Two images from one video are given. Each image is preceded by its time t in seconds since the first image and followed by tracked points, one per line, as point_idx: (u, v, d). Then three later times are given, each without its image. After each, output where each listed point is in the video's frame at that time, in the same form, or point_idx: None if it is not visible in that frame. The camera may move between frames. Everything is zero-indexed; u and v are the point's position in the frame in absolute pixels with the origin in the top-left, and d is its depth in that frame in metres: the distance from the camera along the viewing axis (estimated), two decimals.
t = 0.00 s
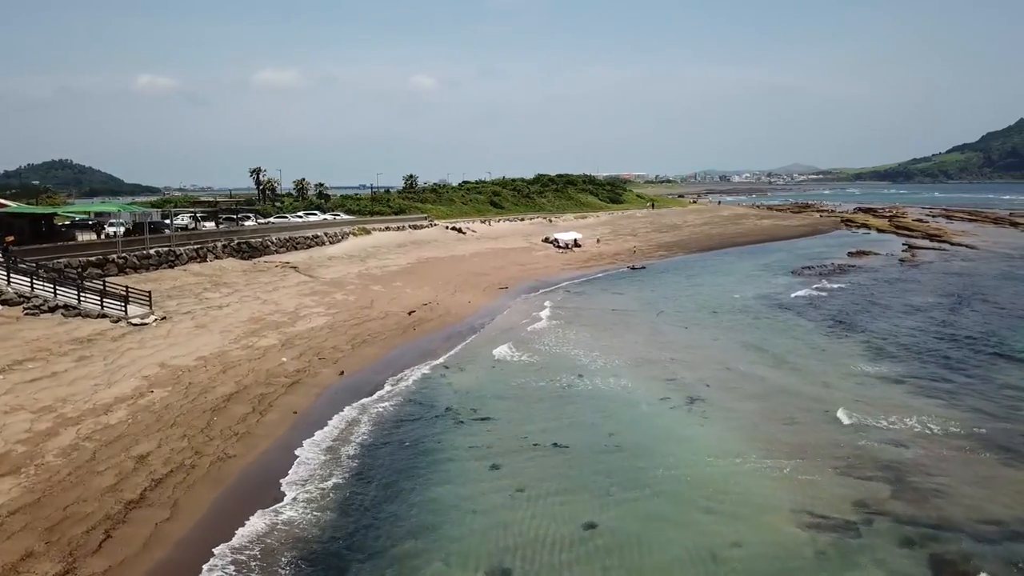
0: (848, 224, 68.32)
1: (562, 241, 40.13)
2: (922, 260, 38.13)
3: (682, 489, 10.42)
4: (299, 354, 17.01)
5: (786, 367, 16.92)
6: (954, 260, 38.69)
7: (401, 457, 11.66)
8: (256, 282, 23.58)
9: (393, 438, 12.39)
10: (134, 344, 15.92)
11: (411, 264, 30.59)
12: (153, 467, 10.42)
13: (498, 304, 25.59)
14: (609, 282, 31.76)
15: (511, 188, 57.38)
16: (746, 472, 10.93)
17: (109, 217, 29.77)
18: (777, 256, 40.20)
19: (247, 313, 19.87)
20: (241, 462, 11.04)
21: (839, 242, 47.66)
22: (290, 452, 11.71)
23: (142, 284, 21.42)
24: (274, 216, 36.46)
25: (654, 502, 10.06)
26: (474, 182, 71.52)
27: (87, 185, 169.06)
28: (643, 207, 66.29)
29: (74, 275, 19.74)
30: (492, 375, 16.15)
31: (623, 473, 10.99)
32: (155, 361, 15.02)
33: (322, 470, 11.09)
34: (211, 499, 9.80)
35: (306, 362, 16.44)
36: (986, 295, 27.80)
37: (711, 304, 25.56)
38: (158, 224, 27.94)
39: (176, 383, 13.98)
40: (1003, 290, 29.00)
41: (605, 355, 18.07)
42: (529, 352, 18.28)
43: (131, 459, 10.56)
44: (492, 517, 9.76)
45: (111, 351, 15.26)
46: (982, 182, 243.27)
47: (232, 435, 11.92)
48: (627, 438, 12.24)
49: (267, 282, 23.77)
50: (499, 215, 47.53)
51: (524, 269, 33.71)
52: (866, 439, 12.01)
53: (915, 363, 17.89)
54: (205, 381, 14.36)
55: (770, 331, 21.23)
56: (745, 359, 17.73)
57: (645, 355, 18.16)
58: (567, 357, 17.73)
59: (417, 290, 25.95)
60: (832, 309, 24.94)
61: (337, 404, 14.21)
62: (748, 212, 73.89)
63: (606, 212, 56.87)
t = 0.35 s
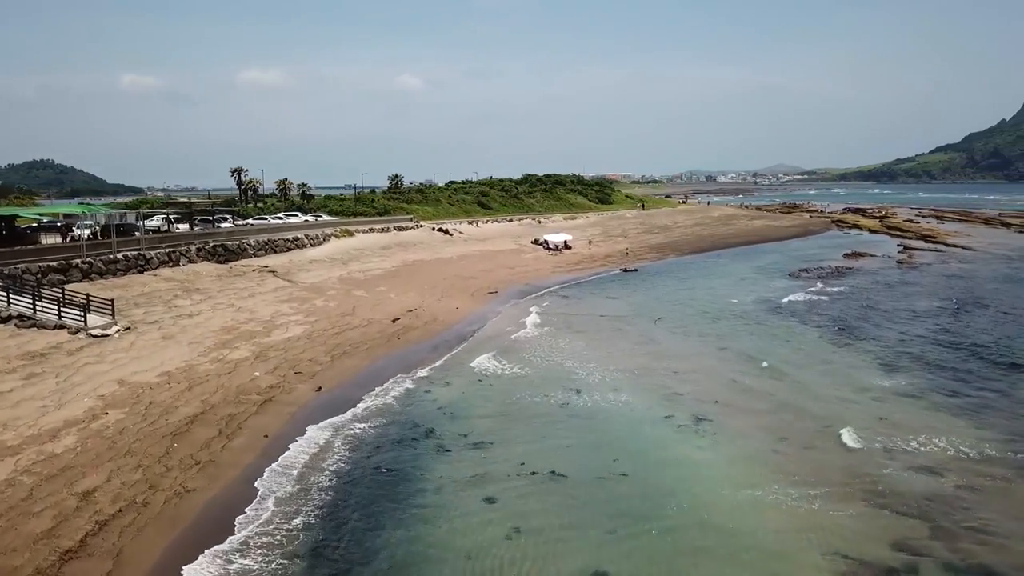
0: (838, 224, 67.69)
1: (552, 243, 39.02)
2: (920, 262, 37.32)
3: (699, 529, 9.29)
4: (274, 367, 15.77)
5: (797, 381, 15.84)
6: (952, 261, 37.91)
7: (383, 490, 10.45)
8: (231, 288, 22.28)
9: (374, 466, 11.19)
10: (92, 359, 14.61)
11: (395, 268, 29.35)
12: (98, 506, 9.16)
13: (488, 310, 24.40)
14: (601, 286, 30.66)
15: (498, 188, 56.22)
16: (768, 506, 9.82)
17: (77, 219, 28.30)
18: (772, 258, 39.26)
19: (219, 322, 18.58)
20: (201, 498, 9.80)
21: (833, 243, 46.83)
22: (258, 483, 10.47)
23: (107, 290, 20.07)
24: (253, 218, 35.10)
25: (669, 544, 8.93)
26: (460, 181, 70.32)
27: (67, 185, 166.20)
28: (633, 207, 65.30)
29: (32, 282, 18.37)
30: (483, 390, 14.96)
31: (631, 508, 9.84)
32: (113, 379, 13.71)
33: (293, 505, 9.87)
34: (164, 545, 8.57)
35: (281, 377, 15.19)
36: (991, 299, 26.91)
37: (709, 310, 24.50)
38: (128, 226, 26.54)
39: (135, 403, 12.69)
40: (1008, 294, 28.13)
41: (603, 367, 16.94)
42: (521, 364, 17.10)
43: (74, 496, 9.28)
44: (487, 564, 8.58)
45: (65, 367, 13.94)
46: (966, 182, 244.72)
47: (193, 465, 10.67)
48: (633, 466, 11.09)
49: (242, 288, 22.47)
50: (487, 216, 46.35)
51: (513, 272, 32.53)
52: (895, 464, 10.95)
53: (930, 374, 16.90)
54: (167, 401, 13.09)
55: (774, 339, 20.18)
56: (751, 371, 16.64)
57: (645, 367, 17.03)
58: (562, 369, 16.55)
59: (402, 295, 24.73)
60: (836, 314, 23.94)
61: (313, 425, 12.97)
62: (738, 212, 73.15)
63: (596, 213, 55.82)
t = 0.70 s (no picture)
0: (831, 225, 67.04)
1: (543, 245, 37.90)
2: (920, 263, 36.46)
3: None
4: (247, 382, 14.50)
5: (812, 396, 14.73)
6: (953, 262, 37.08)
7: (363, 530, 9.22)
8: (205, 294, 20.99)
9: (353, 500, 9.97)
10: (45, 376, 13.31)
11: (381, 271, 28.12)
12: (31, 556, 7.89)
13: (478, 316, 23.21)
14: (596, 289, 29.53)
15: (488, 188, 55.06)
16: (801, 547, 8.68)
17: (45, 222, 26.91)
18: (769, 260, 38.30)
19: (189, 332, 17.29)
20: (154, 542, 8.55)
21: (830, 244, 45.95)
22: (221, 521, 9.23)
23: (70, 298, 18.74)
24: (233, 219, 33.76)
25: None
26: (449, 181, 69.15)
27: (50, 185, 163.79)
28: (624, 208, 64.31)
29: None
30: (474, 408, 13.75)
31: (647, 551, 8.67)
32: (66, 399, 12.41)
33: (260, 549, 8.63)
34: None
35: (254, 394, 13.92)
36: (1000, 303, 25.97)
37: (710, 316, 23.38)
38: (98, 229, 25.18)
39: (87, 428, 11.39)
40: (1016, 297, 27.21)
41: (603, 379, 15.79)
42: (515, 376, 15.91)
43: (4, 544, 8.01)
44: None
45: (14, 385, 12.64)
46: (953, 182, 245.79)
47: (146, 502, 9.41)
48: (645, 499, 9.93)
49: (218, 294, 21.19)
50: (477, 217, 45.18)
51: (503, 275, 31.36)
52: (935, 495, 9.85)
53: (952, 388, 15.85)
54: (125, 424, 11.81)
55: (781, 348, 19.10)
56: (761, 385, 15.53)
57: (648, 380, 15.87)
58: (560, 383, 15.35)
59: (388, 301, 23.50)
60: (843, 320, 22.90)
61: (287, 450, 11.71)
62: (730, 212, 72.37)
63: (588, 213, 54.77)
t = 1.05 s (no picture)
0: (824, 225, 66.34)
1: (535, 246, 36.73)
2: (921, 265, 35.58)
3: None
4: (217, 401, 13.23)
5: (833, 414, 13.59)
6: (954, 263, 36.22)
7: None
8: (178, 301, 19.68)
9: (330, 544, 8.74)
10: None
11: (367, 275, 26.86)
12: None
13: (469, 323, 22.00)
14: (590, 293, 28.36)
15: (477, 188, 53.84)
16: None
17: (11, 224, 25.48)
18: (767, 262, 37.31)
19: (157, 344, 15.99)
20: None
21: (827, 245, 45.03)
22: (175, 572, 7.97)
23: (30, 307, 17.40)
24: (212, 220, 32.39)
25: None
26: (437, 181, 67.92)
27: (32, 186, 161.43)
28: (615, 208, 63.28)
29: None
30: (466, 429, 12.55)
31: None
32: (10, 424, 11.09)
33: None
34: None
35: (224, 415, 12.67)
36: (1011, 308, 25.01)
37: (713, 322, 22.27)
38: (66, 232, 23.81)
39: (31, 458, 10.09)
40: None
41: (604, 395, 14.62)
42: (510, 392, 14.70)
43: None
44: None
45: None
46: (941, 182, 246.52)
47: (90, 549, 8.14)
48: (662, 541, 8.75)
49: (191, 301, 19.88)
50: (466, 218, 43.97)
51: (493, 278, 30.14)
52: (987, 536, 8.74)
53: (978, 402, 14.79)
54: (75, 452, 10.52)
55: (791, 358, 17.99)
56: (776, 400, 14.39)
57: (654, 396, 14.69)
58: (559, 399, 14.16)
59: (373, 308, 22.23)
60: (852, 326, 21.84)
61: (257, 480, 10.46)
62: (723, 213, 71.49)
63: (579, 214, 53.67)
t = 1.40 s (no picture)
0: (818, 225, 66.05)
1: (526, 248, 35.55)
2: (923, 267, 34.64)
3: None
4: (182, 423, 11.95)
5: (858, 436, 12.46)
6: (956, 265, 35.30)
7: None
8: (147, 309, 18.37)
9: None
10: None
11: (352, 280, 25.60)
12: None
13: (459, 331, 20.77)
14: (585, 298, 27.19)
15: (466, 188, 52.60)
16: None
17: None
18: (764, 264, 36.28)
19: (120, 357, 14.68)
20: None
21: (824, 247, 44.13)
22: None
23: None
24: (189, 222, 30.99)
25: None
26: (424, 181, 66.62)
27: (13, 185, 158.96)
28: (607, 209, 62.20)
29: None
30: (457, 455, 11.35)
31: None
32: None
33: None
34: None
35: (188, 440, 11.40)
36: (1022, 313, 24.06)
37: (716, 329, 21.14)
38: (30, 235, 22.40)
39: None
40: None
41: (607, 412, 13.45)
42: (504, 410, 13.49)
43: None
44: None
45: None
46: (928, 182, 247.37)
47: None
48: None
49: (161, 309, 18.57)
50: (455, 218, 42.74)
51: (484, 282, 28.92)
52: None
53: (1009, 419, 13.75)
54: (13, 487, 9.21)
55: (803, 370, 16.87)
56: (795, 419, 13.24)
57: (661, 414, 13.52)
58: (558, 419, 12.96)
59: (358, 315, 20.97)
60: (863, 334, 20.77)
61: (221, 517, 9.20)
62: (714, 213, 70.53)
63: (570, 215, 52.52)
